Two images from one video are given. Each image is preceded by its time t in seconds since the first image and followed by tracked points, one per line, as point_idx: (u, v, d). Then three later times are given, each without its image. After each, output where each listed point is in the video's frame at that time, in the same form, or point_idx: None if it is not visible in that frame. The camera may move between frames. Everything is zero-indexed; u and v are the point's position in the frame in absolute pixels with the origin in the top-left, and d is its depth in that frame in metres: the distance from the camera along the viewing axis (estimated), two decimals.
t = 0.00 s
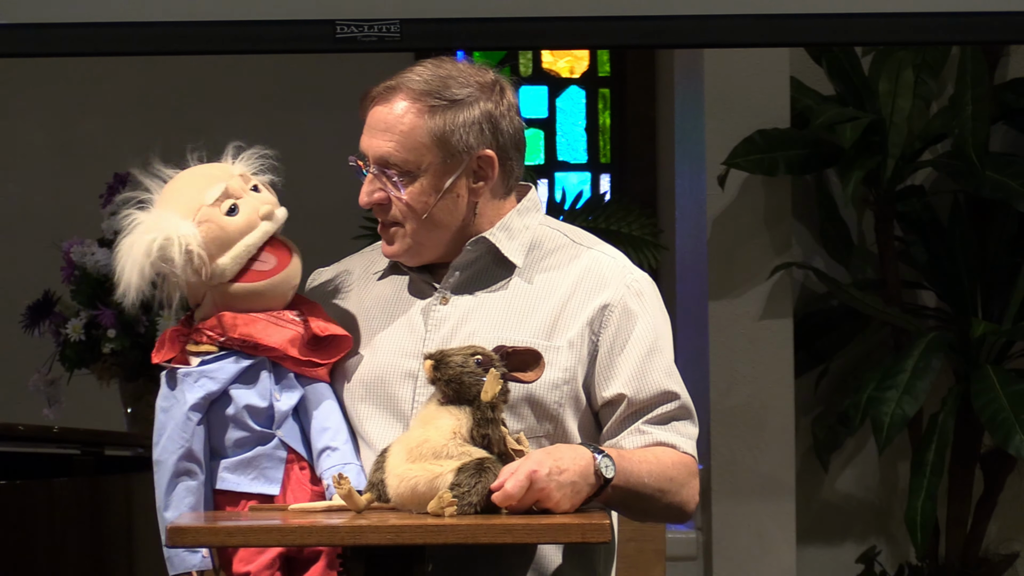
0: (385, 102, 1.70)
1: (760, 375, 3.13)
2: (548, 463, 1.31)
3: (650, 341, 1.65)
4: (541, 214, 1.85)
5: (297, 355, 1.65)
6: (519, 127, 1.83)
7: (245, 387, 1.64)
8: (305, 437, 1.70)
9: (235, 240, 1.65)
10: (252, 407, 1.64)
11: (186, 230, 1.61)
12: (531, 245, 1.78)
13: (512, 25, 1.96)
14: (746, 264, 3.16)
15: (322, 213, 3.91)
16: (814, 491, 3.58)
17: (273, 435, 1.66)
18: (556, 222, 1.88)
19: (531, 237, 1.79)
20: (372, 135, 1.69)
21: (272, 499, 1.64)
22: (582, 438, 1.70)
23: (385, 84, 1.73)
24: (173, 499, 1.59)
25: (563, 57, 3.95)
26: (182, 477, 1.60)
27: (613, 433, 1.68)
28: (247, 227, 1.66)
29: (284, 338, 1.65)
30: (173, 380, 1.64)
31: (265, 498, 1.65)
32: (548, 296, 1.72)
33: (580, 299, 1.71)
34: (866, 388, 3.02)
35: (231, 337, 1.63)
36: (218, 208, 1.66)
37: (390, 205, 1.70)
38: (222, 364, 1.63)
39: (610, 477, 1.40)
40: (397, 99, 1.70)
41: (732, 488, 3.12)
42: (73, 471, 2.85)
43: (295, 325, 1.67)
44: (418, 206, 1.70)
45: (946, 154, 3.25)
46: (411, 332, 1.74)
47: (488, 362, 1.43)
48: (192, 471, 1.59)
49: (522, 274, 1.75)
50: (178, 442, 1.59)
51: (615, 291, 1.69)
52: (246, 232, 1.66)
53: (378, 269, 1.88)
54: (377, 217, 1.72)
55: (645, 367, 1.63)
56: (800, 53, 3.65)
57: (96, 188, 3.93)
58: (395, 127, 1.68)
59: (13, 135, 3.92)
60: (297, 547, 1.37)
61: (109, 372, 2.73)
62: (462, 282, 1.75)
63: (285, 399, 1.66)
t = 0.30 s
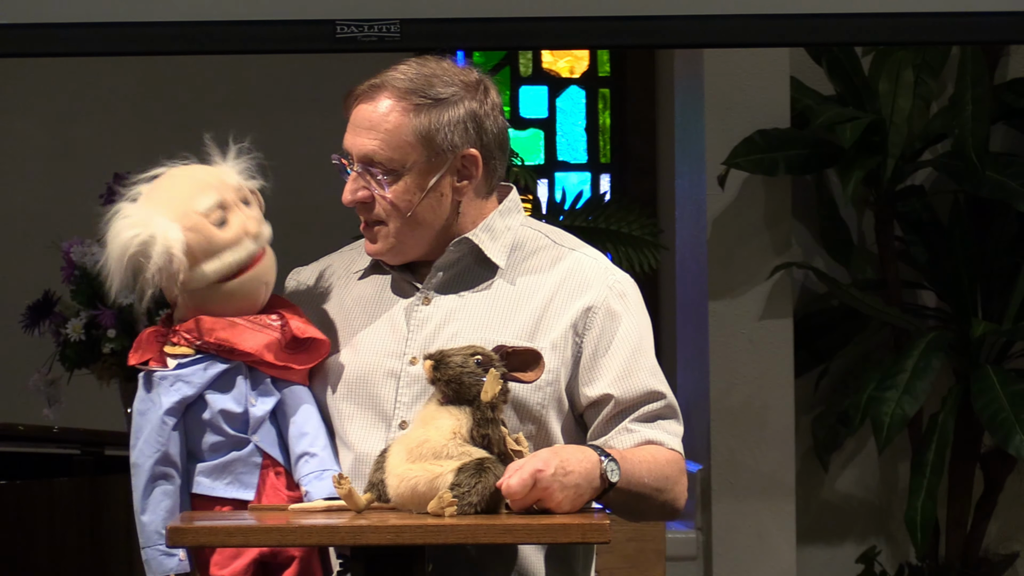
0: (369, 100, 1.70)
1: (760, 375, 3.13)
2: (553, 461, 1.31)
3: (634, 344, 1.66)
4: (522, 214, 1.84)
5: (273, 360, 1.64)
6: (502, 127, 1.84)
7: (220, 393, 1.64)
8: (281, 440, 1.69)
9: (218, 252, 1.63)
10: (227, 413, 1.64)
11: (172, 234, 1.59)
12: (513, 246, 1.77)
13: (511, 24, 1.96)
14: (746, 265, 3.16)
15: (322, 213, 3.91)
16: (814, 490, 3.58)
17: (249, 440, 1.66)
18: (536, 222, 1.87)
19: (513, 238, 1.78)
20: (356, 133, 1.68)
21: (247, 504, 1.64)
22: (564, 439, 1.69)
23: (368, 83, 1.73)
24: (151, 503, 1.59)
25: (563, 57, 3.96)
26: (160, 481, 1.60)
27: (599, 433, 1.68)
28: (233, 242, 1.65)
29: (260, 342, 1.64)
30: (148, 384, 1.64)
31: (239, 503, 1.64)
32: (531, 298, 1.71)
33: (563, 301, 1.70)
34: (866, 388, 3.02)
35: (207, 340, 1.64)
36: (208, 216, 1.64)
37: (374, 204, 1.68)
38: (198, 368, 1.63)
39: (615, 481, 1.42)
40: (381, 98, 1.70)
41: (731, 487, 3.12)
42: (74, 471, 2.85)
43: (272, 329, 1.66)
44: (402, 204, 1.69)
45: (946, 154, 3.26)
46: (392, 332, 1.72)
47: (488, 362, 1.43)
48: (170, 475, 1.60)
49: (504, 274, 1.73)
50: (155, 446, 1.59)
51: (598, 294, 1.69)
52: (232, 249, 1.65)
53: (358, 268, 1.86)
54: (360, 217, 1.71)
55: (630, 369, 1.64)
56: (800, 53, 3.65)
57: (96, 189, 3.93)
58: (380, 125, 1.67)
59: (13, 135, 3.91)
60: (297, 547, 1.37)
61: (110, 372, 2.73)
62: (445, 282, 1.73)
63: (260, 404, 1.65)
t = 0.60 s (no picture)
0: (348, 104, 1.70)
1: (759, 375, 3.13)
2: (552, 464, 1.31)
3: (614, 344, 1.67)
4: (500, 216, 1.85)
5: (255, 362, 1.64)
6: (481, 130, 1.86)
7: (201, 394, 1.64)
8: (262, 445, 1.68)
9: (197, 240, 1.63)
10: (208, 414, 1.63)
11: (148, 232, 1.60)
12: (491, 248, 1.78)
13: (511, 24, 1.96)
14: (746, 265, 3.16)
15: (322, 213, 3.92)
16: (814, 490, 3.58)
17: (229, 442, 1.65)
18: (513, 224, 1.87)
19: (491, 240, 1.78)
20: (337, 137, 1.68)
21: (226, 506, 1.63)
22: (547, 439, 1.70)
23: (348, 87, 1.73)
24: (129, 504, 1.58)
25: (563, 57, 3.96)
26: (138, 482, 1.59)
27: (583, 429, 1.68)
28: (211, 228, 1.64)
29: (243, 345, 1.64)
30: (128, 384, 1.63)
31: (219, 505, 1.63)
32: (510, 299, 1.71)
33: (542, 302, 1.71)
34: (866, 388, 3.02)
35: (189, 342, 1.63)
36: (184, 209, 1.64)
37: (354, 208, 1.69)
38: (181, 370, 1.62)
39: (615, 478, 1.43)
40: (361, 101, 1.70)
41: (731, 487, 3.11)
42: (74, 471, 2.85)
43: (254, 332, 1.66)
44: (384, 208, 1.69)
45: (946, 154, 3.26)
46: (371, 335, 1.73)
47: (488, 362, 1.43)
48: (147, 476, 1.59)
49: (483, 277, 1.74)
50: (134, 446, 1.59)
51: (577, 295, 1.70)
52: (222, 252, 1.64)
53: (334, 271, 1.85)
54: (339, 221, 1.71)
55: (610, 367, 1.65)
56: (801, 53, 3.65)
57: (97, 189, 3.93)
58: (361, 129, 1.67)
59: (14, 135, 3.91)
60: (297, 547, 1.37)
61: (110, 372, 2.72)
62: (424, 284, 1.74)
63: (241, 406, 1.65)
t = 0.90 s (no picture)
0: (335, 101, 1.69)
1: (759, 375, 3.13)
2: (551, 465, 1.31)
3: (603, 338, 1.66)
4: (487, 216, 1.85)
5: (244, 366, 1.64)
6: (466, 126, 1.87)
7: (190, 398, 1.63)
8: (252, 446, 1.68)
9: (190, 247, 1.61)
10: (197, 418, 1.63)
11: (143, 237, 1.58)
12: (479, 245, 1.78)
13: (511, 24, 1.96)
14: (746, 265, 3.15)
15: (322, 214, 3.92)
16: (814, 490, 3.58)
17: (218, 445, 1.64)
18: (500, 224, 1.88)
19: (478, 238, 1.79)
20: (324, 135, 1.68)
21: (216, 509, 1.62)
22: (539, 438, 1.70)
23: (333, 84, 1.73)
24: (119, 509, 1.58)
25: (563, 57, 3.96)
26: (128, 486, 1.58)
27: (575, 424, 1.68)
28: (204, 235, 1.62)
29: (231, 348, 1.63)
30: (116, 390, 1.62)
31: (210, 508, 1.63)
32: (499, 295, 1.71)
33: (531, 297, 1.71)
34: (866, 388, 3.02)
35: (178, 347, 1.62)
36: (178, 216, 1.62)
37: (342, 205, 1.69)
38: (168, 374, 1.61)
39: (614, 473, 1.44)
40: (348, 98, 1.70)
41: (731, 487, 3.11)
42: (74, 472, 2.85)
43: (242, 335, 1.65)
44: (372, 204, 1.69)
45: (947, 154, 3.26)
46: (360, 331, 1.73)
47: (488, 362, 1.43)
48: (137, 480, 1.58)
49: (472, 273, 1.74)
50: (124, 451, 1.58)
51: (566, 289, 1.70)
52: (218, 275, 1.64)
53: (322, 273, 1.84)
54: (327, 218, 1.71)
55: (600, 359, 1.65)
56: (801, 53, 3.65)
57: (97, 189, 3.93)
58: (349, 125, 1.67)
59: (13, 135, 3.91)
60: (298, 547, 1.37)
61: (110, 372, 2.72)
62: (414, 280, 1.75)
63: (230, 410, 1.64)
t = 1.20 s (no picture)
0: (343, 100, 1.69)
1: (759, 375, 3.13)
2: (549, 465, 1.31)
3: (610, 338, 1.67)
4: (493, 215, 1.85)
5: (254, 367, 1.64)
6: (473, 125, 1.87)
7: (200, 402, 1.63)
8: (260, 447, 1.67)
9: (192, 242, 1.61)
10: (208, 422, 1.62)
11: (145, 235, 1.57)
12: (485, 244, 1.78)
13: (511, 24, 1.96)
14: (746, 265, 3.16)
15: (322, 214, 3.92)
16: (814, 490, 3.58)
17: (229, 448, 1.64)
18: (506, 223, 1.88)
19: (485, 236, 1.79)
20: (332, 134, 1.67)
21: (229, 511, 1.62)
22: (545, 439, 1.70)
23: (341, 83, 1.72)
24: (128, 513, 1.58)
25: (563, 57, 3.96)
26: (138, 491, 1.58)
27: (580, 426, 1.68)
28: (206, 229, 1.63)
29: (240, 349, 1.63)
30: (126, 394, 1.62)
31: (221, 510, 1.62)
32: (506, 294, 1.71)
33: (538, 297, 1.71)
34: (866, 388, 3.02)
35: (187, 349, 1.62)
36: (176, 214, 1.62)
37: (351, 204, 1.68)
38: (178, 378, 1.61)
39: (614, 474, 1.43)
40: (356, 97, 1.70)
41: (731, 487, 3.11)
42: (74, 472, 2.85)
43: (251, 336, 1.64)
44: (381, 203, 1.69)
45: (946, 154, 3.26)
46: (367, 330, 1.72)
47: (488, 362, 1.43)
48: (147, 485, 1.58)
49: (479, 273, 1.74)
50: (133, 456, 1.58)
51: (573, 290, 1.70)
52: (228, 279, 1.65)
53: (328, 270, 1.84)
54: (335, 216, 1.70)
55: (607, 360, 1.65)
56: (801, 53, 3.65)
57: (96, 189, 3.93)
58: (357, 124, 1.67)
59: (13, 135, 3.91)
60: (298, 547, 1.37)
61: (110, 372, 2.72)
62: (420, 279, 1.74)
63: (241, 412, 1.63)
